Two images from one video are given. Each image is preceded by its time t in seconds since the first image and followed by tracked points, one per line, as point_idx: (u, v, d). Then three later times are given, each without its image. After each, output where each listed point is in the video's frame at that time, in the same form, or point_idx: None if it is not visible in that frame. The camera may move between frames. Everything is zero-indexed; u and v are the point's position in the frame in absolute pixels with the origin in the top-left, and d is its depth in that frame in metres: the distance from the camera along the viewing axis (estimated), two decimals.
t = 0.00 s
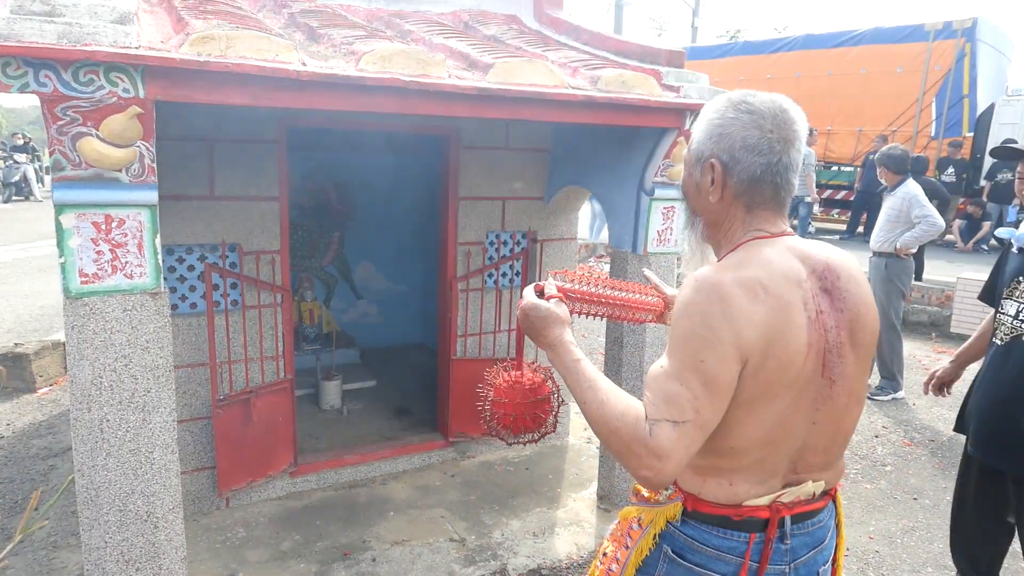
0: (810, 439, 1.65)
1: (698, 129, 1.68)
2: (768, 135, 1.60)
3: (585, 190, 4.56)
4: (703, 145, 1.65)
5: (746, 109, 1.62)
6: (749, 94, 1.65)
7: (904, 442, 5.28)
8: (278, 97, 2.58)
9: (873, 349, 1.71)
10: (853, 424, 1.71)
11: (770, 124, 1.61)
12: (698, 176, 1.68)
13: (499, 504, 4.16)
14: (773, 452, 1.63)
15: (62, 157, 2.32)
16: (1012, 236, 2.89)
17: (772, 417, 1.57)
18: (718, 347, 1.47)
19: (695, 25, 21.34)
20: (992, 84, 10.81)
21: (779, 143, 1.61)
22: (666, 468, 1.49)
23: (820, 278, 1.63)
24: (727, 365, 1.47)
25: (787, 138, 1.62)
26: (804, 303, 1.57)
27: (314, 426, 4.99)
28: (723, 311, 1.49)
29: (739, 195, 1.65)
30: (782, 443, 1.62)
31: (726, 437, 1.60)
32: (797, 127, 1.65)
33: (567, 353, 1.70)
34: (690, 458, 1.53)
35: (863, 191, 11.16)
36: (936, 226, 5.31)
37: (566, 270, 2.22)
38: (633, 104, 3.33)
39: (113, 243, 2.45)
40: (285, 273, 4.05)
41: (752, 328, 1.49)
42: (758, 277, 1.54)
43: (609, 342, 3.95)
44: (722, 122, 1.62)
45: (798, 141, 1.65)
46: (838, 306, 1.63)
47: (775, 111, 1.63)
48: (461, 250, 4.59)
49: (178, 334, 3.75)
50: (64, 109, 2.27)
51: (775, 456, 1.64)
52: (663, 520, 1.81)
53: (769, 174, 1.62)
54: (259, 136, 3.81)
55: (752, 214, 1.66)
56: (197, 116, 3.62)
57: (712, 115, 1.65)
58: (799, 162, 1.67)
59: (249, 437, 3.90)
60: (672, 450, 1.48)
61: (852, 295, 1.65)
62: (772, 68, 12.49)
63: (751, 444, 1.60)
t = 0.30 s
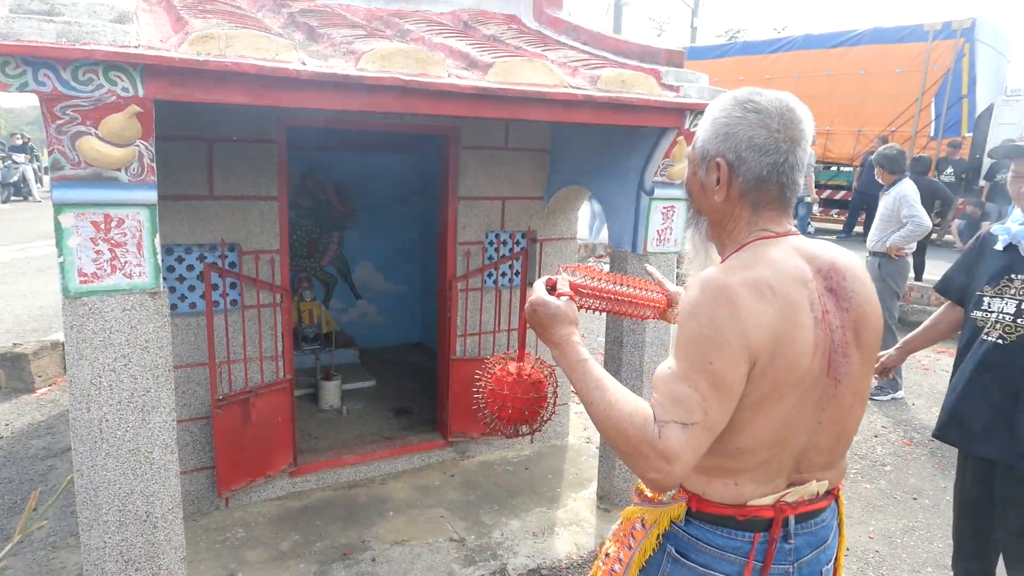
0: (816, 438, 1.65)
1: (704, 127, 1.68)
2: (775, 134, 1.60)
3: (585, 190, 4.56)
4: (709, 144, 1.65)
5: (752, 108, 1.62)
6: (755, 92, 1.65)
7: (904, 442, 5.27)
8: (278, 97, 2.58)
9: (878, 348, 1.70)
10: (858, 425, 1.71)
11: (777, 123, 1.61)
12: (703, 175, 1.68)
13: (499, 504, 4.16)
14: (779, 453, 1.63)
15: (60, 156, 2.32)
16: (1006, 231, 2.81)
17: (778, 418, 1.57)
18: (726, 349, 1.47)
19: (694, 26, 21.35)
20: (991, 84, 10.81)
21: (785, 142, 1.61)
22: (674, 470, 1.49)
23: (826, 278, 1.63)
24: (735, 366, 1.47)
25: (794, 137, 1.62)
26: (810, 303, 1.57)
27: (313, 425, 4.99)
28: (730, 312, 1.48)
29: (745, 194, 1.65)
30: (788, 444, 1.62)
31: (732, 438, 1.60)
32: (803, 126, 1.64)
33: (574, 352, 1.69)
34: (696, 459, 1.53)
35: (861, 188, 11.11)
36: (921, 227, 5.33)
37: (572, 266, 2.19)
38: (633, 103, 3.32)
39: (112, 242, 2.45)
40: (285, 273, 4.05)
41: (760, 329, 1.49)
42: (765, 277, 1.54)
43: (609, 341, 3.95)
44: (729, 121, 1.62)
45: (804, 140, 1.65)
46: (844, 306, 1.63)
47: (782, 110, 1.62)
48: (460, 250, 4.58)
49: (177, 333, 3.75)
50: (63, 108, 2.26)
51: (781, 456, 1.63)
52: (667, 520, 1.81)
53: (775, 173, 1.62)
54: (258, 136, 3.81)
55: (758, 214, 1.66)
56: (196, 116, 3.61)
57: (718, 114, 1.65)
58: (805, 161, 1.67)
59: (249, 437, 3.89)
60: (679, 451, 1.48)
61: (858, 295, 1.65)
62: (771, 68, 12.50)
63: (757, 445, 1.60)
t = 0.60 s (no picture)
0: (817, 439, 1.64)
1: (708, 125, 1.67)
2: (780, 133, 1.60)
3: (586, 190, 4.58)
4: (713, 143, 1.64)
5: (758, 106, 1.61)
6: (760, 90, 1.64)
7: (904, 442, 5.27)
8: (277, 95, 2.57)
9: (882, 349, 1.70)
10: (860, 426, 1.70)
11: (782, 121, 1.61)
12: (707, 173, 1.66)
13: (498, 504, 4.15)
14: (780, 454, 1.62)
15: (59, 155, 2.31)
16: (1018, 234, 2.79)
17: (780, 419, 1.57)
18: (728, 350, 1.46)
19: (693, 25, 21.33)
20: (991, 84, 10.80)
21: (790, 141, 1.61)
22: (672, 469, 1.50)
23: (830, 278, 1.62)
24: (736, 368, 1.47)
25: (799, 136, 1.62)
26: (813, 304, 1.57)
27: (312, 425, 4.98)
28: (732, 312, 1.48)
29: (749, 193, 1.64)
30: (790, 445, 1.61)
31: (733, 438, 1.59)
32: (808, 124, 1.65)
33: (574, 350, 1.69)
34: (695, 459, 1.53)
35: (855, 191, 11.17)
36: (915, 230, 5.46)
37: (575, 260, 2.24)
38: (633, 103, 3.32)
39: (111, 242, 2.44)
40: (284, 273, 4.04)
41: (763, 329, 1.48)
42: (768, 277, 1.53)
43: (608, 341, 3.95)
44: (734, 119, 1.61)
45: (808, 139, 1.65)
46: (847, 307, 1.62)
47: (787, 108, 1.62)
48: (460, 250, 4.58)
49: (176, 333, 3.74)
50: (61, 106, 2.25)
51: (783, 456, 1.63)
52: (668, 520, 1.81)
53: (779, 172, 1.62)
54: (257, 136, 3.80)
55: (761, 213, 1.66)
56: (194, 116, 3.60)
57: (723, 111, 1.64)
58: (809, 161, 1.67)
59: (248, 437, 3.89)
60: (677, 450, 1.48)
61: (861, 296, 1.64)
62: (770, 68, 12.50)
63: (759, 445, 1.59)
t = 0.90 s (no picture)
0: (815, 439, 1.64)
1: (711, 122, 1.67)
2: (782, 131, 1.59)
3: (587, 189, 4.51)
4: (716, 140, 1.64)
5: (761, 104, 1.61)
6: (763, 87, 1.64)
7: (903, 441, 5.27)
8: (276, 94, 2.57)
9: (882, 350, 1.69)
10: (860, 427, 1.69)
11: (785, 119, 1.60)
12: (709, 171, 1.67)
13: (497, 504, 4.15)
14: (778, 453, 1.61)
15: (57, 154, 2.30)
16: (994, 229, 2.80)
17: (779, 417, 1.56)
18: (725, 347, 1.46)
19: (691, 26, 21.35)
20: (990, 84, 10.80)
21: (793, 139, 1.60)
22: (666, 466, 1.49)
23: (829, 277, 1.62)
24: (733, 365, 1.46)
25: (802, 135, 1.61)
26: (813, 302, 1.56)
27: (311, 425, 4.98)
28: (731, 309, 1.47)
29: (751, 191, 1.64)
30: (787, 444, 1.61)
31: (730, 436, 1.59)
32: (811, 122, 1.64)
33: (570, 346, 1.68)
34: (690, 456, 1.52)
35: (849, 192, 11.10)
36: (915, 228, 5.36)
37: (576, 255, 2.24)
38: (632, 101, 3.31)
39: (109, 241, 2.43)
40: (283, 272, 4.04)
41: (761, 326, 1.48)
42: (767, 274, 1.53)
43: (607, 340, 3.95)
44: (737, 116, 1.61)
45: (811, 137, 1.65)
46: (847, 306, 1.62)
47: (790, 107, 1.61)
48: (459, 249, 4.58)
49: (176, 332, 3.75)
50: (60, 105, 2.25)
51: (781, 456, 1.62)
52: (666, 519, 1.80)
53: (781, 171, 1.61)
54: (256, 135, 3.80)
55: (763, 211, 1.65)
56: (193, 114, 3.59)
57: (725, 109, 1.64)
58: (811, 159, 1.66)
59: (247, 437, 3.88)
60: (671, 447, 1.48)
61: (861, 296, 1.64)
62: (769, 68, 12.51)
63: (757, 444, 1.59)
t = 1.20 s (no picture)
0: (817, 440, 1.63)
1: (714, 120, 1.66)
2: (786, 129, 1.58)
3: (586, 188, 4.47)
4: (719, 137, 1.63)
5: (764, 101, 1.60)
6: (767, 85, 1.64)
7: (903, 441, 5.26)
8: (277, 92, 2.57)
9: (885, 351, 1.68)
10: (862, 429, 1.68)
11: (789, 117, 1.59)
12: (711, 168, 1.67)
13: (497, 504, 4.14)
14: (778, 454, 1.61)
15: (56, 152, 2.29)
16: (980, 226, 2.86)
17: (779, 418, 1.55)
18: (724, 347, 1.45)
19: (691, 27, 21.35)
20: (990, 84, 10.80)
21: (796, 137, 1.59)
22: (662, 465, 1.48)
23: (830, 277, 1.61)
24: (732, 365, 1.46)
25: (806, 133, 1.61)
26: (814, 302, 1.56)
27: (311, 425, 4.97)
28: (731, 308, 1.47)
29: (753, 189, 1.63)
30: (788, 445, 1.60)
31: (730, 436, 1.58)
32: (814, 121, 1.63)
33: (564, 347, 1.71)
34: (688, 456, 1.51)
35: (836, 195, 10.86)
36: (920, 227, 5.36)
37: (571, 255, 2.17)
38: (633, 101, 3.31)
39: (109, 239, 2.43)
40: (283, 272, 4.03)
41: (760, 326, 1.47)
42: (766, 273, 1.52)
43: (607, 340, 3.95)
44: (741, 114, 1.60)
45: (815, 135, 1.64)
46: (848, 307, 1.61)
47: (794, 105, 1.61)
48: (459, 248, 4.57)
49: (175, 331, 3.73)
50: (59, 103, 2.24)
51: (781, 457, 1.61)
52: (667, 520, 1.80)
53: (784, 169, 1.60)
54: (256, 134, 3.79)
55: (765, 210, 1.65)
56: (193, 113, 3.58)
57: (728, 106, 1.64)
58: (815, 157, 1.65)
59: (246, 436, 3.87)
60: (668, 447, 1.46)
61: (863, 297, 1.63)
62: (769, 68, 12.52)
63: (757, 445, 1.58)
